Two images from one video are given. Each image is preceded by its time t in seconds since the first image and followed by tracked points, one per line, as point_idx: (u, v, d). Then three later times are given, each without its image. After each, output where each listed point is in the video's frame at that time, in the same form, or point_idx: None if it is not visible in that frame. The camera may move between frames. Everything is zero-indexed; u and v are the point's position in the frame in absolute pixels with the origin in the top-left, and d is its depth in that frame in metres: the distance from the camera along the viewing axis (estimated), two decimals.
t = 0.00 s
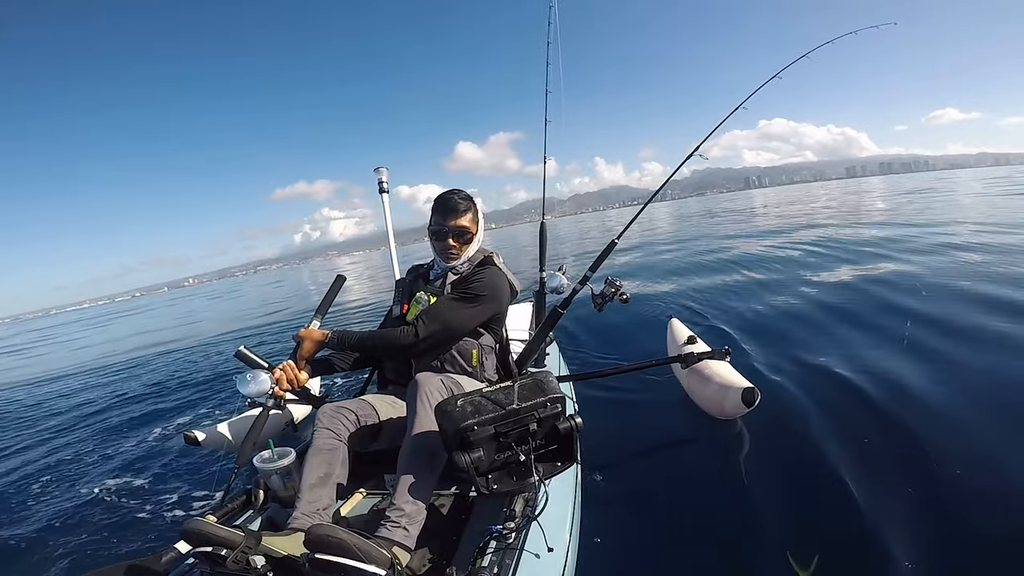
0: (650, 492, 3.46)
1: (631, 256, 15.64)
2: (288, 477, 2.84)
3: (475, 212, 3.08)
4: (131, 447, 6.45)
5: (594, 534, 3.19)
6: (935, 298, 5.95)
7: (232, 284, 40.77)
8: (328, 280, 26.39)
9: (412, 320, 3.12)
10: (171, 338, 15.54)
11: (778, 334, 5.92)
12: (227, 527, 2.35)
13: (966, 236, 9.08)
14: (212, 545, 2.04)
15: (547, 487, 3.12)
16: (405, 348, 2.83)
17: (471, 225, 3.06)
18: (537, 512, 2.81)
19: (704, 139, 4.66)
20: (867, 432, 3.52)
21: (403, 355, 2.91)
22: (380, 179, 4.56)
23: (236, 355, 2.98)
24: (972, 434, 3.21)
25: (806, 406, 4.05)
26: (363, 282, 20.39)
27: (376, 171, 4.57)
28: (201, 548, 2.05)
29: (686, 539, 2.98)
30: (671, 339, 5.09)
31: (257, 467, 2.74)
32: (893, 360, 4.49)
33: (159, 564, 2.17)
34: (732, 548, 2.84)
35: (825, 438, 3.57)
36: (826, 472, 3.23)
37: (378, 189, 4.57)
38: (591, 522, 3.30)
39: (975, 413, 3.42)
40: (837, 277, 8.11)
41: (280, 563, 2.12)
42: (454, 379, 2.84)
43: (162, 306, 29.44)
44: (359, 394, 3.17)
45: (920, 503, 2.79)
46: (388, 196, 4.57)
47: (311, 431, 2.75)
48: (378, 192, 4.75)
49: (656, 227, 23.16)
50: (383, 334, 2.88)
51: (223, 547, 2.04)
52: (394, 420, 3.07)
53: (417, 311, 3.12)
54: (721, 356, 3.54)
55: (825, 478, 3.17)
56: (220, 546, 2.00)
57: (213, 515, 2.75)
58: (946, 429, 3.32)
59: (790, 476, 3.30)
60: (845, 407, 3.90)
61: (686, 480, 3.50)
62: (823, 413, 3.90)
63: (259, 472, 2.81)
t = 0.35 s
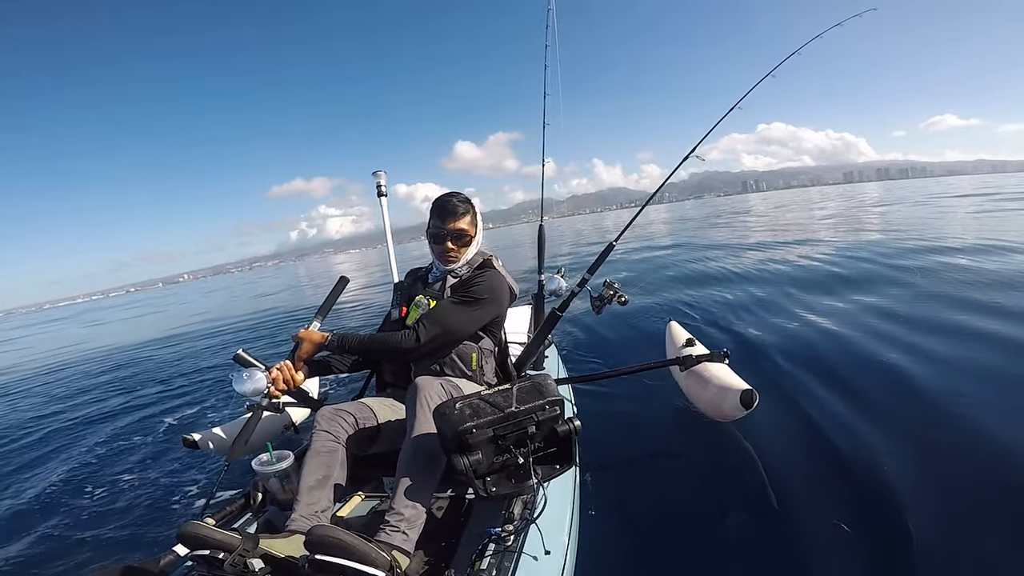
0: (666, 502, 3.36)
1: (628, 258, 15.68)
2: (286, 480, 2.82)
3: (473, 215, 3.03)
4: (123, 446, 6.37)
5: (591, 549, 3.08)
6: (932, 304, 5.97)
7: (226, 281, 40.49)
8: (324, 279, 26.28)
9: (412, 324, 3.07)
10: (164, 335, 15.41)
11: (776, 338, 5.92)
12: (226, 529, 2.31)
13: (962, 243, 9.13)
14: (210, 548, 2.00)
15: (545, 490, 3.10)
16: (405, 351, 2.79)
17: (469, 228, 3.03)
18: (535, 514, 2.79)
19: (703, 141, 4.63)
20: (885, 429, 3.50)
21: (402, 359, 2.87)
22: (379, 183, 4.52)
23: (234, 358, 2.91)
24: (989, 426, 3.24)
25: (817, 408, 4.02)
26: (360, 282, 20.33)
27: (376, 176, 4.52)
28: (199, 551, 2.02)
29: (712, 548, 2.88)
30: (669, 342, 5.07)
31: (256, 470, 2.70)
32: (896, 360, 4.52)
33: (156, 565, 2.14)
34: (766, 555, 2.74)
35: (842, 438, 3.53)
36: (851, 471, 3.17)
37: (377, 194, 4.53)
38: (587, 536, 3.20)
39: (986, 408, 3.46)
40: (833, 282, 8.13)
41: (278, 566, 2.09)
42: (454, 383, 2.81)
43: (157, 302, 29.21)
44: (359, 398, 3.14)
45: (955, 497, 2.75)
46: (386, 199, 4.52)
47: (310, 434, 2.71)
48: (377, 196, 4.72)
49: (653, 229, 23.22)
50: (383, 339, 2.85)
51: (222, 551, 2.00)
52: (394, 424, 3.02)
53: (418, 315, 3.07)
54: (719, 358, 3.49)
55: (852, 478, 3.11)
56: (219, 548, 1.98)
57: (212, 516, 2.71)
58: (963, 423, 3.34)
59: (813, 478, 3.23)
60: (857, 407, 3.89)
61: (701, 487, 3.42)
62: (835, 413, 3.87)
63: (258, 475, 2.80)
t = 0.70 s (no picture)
0: (681, 507, 3.31)
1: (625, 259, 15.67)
2: (284, 484, 2.76)
3: (462, 221, 2.98)
4: (116, 447, 6.33)
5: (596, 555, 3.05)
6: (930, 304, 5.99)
7: (222, 280, 40.27)
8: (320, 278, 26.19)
9: (408, 330, 3.04)
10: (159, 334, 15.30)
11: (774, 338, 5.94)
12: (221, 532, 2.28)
13: (959, 243, 9.16)
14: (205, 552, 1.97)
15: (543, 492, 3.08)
16: (402, 357, 2.76)
17: (455, 233, 2.98)
18: (532, 517, 2.77)
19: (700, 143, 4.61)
20: (893, 425, 3.57)
21: (399, 365, 2.85)
22: (375, 185, 4.49)
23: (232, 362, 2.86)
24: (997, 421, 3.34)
25: (819, 406, 4.08)
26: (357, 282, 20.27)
27: (371, 177, 4.49)
28: (195, 554, 1.99)
29: (744, 554, 2.82)
30: (666, 345, 5.05)
31: (252, 473, 2.68)
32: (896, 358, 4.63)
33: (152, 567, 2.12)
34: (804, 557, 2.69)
35: (853, 437, 3.57)
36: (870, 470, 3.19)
37: (373, 196, 4.49)
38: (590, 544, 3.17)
39: (988, 402, 3.58)
40: (831, 282, 8.14)
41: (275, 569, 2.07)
42: (452, 387, 2.78)
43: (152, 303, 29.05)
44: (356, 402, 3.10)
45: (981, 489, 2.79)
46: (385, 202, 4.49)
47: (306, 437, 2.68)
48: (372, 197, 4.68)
49: (649, 229, 23.27)
50: (378, 344, 2.81)
51: (217, 554, 1.97)
52: (391, 428, 2.99)
53: (414, 321, 3.03)
54: (716, 362, 3.47)
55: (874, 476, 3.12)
56: (214, 551, 1.95)
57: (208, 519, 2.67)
58: (970, 419, 3.44)
59: (833, 476, 3.22)
60: (860, 404, 3.96)
61: (714, 492, 3.38)
62: (838, 411, 3.94)
63: (255, 478, 2.76)
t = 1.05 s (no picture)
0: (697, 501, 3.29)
1: (623, 252, 15.68)
2: (280, 486, 2.78)
3: (441, 225, 2.94)
4: (118, 451, 6.34)
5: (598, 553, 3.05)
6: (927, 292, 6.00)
7: (222, 283, 40.36)
8: (319, 279, 26.22)
9: (400, 333, 3.04)
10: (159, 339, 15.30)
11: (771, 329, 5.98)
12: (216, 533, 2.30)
13: (957, 230, 9.16)
14: (198, 553, 1.99)
15: (540, 493, 3.10)
16: (395, 359, 2.76)
17: (432, 236, 2.94)
18: (529, 518, 2.79)
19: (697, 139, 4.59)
20: (894, 401, 3.69)
21: (394, 367, 2.85)
22: (370, 188, 4.47)
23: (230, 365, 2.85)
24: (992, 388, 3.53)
25: (817, 390, 4.17)
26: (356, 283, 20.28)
27: (366, 180, 4.47)
28: (189, 556, 2.01)
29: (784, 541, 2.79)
30: (664, 342, 5.05)
31: (249, 475, 2.70)
32: (887, 339, 4.79)
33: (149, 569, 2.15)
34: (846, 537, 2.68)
35: (857, 415, 3.66)
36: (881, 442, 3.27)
37: (368, 198, 4.48)
38: (592, 540, 3.16)
39: (979, 374, 3.77)
40: (829, 272, 8.14)
41: (269, 570, 2.08)
42: (447, 389, 2.79)
43: (152, 307, 29.10)
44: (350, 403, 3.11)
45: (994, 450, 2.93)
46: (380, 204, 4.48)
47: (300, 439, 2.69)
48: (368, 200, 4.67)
49: (647, 222, 23.26)
50: (369, 346, 2.82)
51: (211, 555, 1.99)
52: (387, 430, 3.00)
53: (406, 324, 3.05)
54: (712, 363, 3.48)
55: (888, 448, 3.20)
56: (208, 553, 1.96)
57: (205, 522, 2.69)
58: (966, 388, 3.61)
59: (849, 455, 3.27)
60: (858, 383, 4.08)
61: (728, 484, 3.38)
62: (837, 391, 4.04)
63: (250, 480, 2.78)
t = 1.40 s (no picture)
0: (720, 491, 3.27)
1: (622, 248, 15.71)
2: (279, 477, 2.81)
3: (441, 216, 2.98)
4: (118, 448, 6.36)
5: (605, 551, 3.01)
6: (925, 282, 6.03)
7: (222, 283, 40.40)
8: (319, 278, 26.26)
9: (402, 324, 3.08)
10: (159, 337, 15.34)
11: (770, 320, 6.03)
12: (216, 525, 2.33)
13: (956, 223, 9.17)
14: (199, 546, 2.02)
15: (539, 485, 3.12)
16: (397, 350, 2.80)
17: (431, 228, 2.98)
18: (528, 509, 2.82)
19: (697, 131, 4.62)
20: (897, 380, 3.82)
21: (395, 358, 2.89)
22: (370, 180, 4.51)
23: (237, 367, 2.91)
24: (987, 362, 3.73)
25: (817, 377, 4.24)
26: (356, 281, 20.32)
27: (366, 172, 4.51)
28: (190, 548, 2.04)
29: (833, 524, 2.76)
30: (663, 334, 5.08)
31: (248, 467, 2.73)
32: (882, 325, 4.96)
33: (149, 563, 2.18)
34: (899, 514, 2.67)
35: (864, 396, 3.76)
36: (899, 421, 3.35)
37: (368, 190, 4.51)
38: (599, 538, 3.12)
39: (975, 361, 3.79)
40: (828, 265, 8.15)
41: (270, 562, 2.12)
42: (447, 381, 2.83)
43: (153, 307, 29.12)
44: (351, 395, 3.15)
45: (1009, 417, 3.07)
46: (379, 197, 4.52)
47: (301, 429, 2.72)
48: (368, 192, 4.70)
49: (647, 219, 23.29)
50: (370, 337, 2.85)
51: (211, 548, 2.02)
52: (387, 421, 3.03)
53: (408, 315, 3.08)
54: (711, 353, 3.51)
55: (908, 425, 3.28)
56: (209, 545, 1.99)
57: (205, 513, 2.73)
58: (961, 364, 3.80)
59: (870, 435, 3.31)
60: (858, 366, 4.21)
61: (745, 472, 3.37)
62: (833, 383, 4.07)
63: (250, 472, 2.81)
